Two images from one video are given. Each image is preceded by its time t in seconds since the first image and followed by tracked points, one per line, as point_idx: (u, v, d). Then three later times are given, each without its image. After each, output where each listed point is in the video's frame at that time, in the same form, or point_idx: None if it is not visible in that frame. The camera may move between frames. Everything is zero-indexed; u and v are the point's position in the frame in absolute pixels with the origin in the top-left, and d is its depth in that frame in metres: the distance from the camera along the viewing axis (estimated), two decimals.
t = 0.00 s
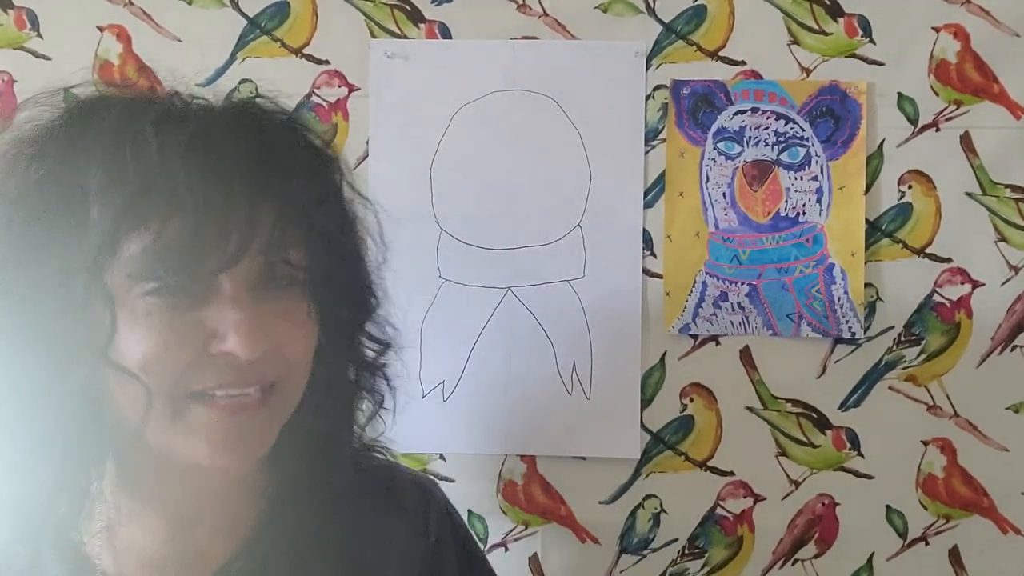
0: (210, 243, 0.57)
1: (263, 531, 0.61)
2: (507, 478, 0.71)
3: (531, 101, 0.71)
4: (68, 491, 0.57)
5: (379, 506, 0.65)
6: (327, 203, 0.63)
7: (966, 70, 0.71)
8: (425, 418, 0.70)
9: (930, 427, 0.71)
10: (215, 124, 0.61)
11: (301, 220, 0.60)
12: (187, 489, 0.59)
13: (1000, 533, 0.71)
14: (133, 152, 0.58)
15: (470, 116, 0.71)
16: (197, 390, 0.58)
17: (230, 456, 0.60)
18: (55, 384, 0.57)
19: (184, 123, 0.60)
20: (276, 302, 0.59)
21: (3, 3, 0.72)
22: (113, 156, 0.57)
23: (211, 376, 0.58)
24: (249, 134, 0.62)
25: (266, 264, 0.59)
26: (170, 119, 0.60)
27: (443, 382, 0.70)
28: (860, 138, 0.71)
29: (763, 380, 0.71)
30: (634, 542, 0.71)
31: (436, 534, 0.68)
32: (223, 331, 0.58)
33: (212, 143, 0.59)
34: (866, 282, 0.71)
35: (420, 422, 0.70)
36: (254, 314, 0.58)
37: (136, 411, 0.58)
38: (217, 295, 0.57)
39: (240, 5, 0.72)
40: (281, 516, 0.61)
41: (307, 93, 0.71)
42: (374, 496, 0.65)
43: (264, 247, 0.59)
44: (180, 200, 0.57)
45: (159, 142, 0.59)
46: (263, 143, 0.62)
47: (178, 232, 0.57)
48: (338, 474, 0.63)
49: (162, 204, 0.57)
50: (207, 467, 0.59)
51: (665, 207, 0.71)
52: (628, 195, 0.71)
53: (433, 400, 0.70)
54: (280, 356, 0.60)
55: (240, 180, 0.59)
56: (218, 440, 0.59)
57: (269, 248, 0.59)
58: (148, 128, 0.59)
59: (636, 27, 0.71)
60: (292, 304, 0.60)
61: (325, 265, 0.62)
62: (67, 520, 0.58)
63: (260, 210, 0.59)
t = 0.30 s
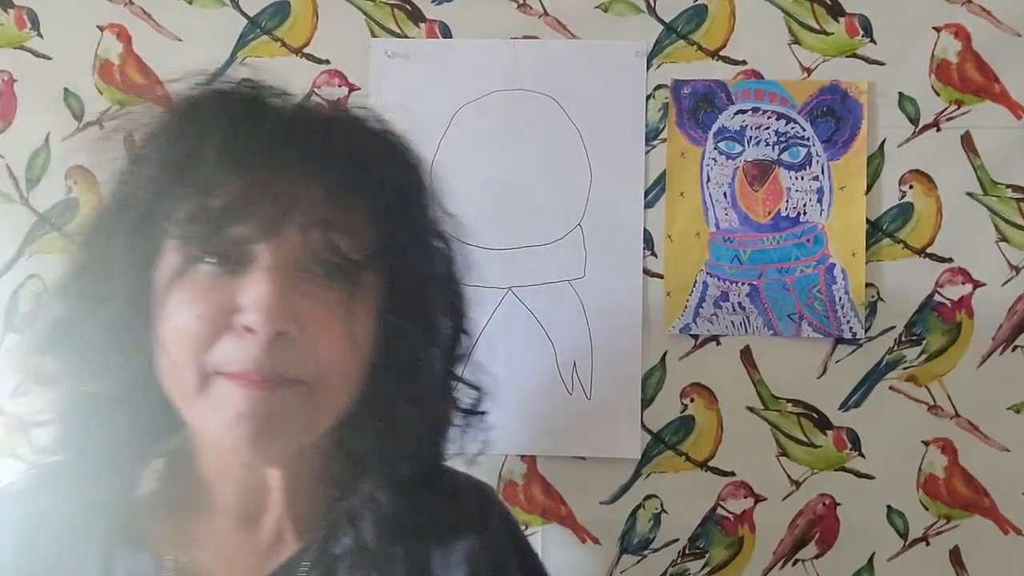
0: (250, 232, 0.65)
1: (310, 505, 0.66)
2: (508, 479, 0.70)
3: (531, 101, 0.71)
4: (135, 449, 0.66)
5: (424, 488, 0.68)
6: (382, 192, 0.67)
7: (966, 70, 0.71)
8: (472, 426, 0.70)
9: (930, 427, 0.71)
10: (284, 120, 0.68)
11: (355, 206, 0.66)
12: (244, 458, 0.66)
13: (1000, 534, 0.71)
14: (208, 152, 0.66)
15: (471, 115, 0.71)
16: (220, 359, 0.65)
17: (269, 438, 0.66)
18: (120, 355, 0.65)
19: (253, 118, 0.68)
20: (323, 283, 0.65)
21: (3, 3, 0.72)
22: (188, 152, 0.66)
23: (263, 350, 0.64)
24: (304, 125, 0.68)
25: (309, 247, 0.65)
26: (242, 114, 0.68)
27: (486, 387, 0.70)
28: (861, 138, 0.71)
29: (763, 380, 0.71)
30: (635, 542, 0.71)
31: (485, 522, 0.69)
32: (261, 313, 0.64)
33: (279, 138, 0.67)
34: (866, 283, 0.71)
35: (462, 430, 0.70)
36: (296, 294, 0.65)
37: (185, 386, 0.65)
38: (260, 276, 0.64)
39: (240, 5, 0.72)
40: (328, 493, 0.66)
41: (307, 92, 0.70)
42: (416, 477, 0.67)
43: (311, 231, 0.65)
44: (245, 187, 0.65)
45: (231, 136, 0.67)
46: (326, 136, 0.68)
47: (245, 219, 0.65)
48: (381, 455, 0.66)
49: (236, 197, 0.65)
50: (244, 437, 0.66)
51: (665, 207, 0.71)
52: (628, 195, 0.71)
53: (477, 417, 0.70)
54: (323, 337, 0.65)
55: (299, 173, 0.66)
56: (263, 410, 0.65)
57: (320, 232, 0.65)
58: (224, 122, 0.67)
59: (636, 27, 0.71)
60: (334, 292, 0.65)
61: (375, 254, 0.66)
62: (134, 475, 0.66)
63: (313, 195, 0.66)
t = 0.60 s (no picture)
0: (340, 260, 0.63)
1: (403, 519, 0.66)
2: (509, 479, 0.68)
3: (530, 100, 0.70)
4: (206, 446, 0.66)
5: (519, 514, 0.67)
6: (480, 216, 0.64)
7: (966, 70, 0.71)
8: (566, 443, 0.69)
9: (930, 427, 0.71)
10: (383, 136, 0.66)
11: (455, 232, 0.63)
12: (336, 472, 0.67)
13: (1000, 534, 0.71)
14: (302, 181, 0.64)
15: (473, 113, 0.70)
16: (311, 392, 0.64)
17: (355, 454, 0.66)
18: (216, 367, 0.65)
19: (350, 137, 0.65)
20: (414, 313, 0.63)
21: (3, 3, 0.72)
22: (278, 175, 0.64)
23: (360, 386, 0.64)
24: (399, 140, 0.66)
25: (400, 281, 0.63)
26: (339, 133, 0.65)
27: (583, 407, 0.69)
28: (860, 138, 0.71)
29: (763, 380, 0.71)
30: (635, 542, 0.71)
31: (573, 542, 0.69)
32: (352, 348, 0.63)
33: (376, 157, 0.64)
34: (866, 282, 0.71)
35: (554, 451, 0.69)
36: (382, 329, 0.63)
37: (279, 412, 0.65)
38: (352, 308, 0.63)
39: (240, 5, 0.72)
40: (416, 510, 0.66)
41: (307, 91, 0.70)
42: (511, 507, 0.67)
43: (400, 262, 0.63)
44: (339, 214, 0.63)
45: (325, 156, 0.64)
46: (426, 153, 0.65)
47: (340, 246, 0.63)
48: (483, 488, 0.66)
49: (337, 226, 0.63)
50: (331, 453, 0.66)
51: (665, 207, 0.71)
52: (627, 196, 0.71)
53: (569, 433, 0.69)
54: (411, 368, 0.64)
55: (392, 197, 0.63)
56: (359, 441, 0.65)
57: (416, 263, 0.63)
58: (317, 141, 0.65)
59: (636, 27, 0.72)
60: (425, 322, 0.64)
61: (473, 282, 0.64)
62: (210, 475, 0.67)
63: (408, 225, 0.63)
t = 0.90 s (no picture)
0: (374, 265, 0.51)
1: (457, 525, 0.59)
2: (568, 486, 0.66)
3: (532, 101, 0.71)
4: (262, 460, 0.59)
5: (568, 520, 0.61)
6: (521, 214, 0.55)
7: (965, 70, 0.71)
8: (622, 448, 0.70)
9: (929, 427, 0.71)
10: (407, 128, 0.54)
11: (496, 237, 0.53)
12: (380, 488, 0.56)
13: (1000, 533, 0.71)
14: (329, 188, 0.53)
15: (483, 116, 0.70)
16: (357, 409, 0.51)
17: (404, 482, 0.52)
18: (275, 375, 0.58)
19: (375, 133, 0.54)
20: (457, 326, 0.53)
21: (4, 4, 0.72)
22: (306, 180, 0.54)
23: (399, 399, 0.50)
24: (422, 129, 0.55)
25: (437, 292, 0.52)
26: (359, 129, 0.55)
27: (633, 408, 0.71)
28: (860, 138, 0.71)
29: (762, 380, 0.72)
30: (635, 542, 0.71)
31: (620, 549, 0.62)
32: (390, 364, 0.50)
33: (400, 151, 0.53)
34: (866, 283, 0.71)
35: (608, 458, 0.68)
36: (419, 338, 0.51)
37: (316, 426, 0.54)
38: (390, 324, 0.50)
39: (240, 5, 0.71)
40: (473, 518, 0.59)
41: (307, 93, 0.71)
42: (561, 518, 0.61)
43: (434, 272, 0.51)
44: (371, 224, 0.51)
45: (346, 160, 0.53)
46: (457, 146, 0.54)
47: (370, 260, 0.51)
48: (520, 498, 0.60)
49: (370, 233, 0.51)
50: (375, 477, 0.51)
51: (665, 207, 0.71)
52: (627, 196, 0.71)
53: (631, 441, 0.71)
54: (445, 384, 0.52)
55: (424, 201, 0.51)
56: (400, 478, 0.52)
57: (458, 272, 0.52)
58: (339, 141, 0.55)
59: (636, 27, 0.71)
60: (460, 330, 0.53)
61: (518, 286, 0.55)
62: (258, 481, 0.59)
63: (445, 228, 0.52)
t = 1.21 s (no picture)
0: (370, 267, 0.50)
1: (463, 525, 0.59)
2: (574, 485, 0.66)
3: (531, 101, 0.71)
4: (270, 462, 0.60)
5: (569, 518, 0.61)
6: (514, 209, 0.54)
7: (965, 70, 0.71)
8: (627, 443, 0.70)
9: (929, 427, 0.71)
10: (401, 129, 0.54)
11: (493, 231, 0.52)
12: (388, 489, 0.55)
13: (1000, 534, 0.71)
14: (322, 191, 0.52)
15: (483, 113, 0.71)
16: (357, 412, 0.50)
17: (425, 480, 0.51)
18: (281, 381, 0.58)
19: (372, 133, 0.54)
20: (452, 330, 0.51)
21: (3, 3, 0.72)
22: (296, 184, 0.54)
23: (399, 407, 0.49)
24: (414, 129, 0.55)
25: (435, 289, 0.50)
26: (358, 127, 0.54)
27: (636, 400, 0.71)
28: (860, 138, 0.71)
29: (762, 380, 0.72)
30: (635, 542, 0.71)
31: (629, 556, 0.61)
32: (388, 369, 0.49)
33: (400, 147, 0.53)
34: (866, 283, 0.71)
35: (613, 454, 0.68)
36: (421, 341, 0.50)
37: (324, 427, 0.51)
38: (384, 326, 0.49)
39: (240, 5, 0.71)
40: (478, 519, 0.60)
41: (307, 93, 0.71)
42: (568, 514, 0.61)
43: (431, 271, 0.50)
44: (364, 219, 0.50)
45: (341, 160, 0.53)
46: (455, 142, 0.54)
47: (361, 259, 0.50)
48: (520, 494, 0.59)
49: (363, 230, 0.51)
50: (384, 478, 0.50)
51: (665, 208, 0.71)
52: (626, 196, 0.71)
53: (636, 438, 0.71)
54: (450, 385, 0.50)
55: (420, 198, 0.51)
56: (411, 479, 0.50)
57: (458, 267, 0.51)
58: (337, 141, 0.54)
59: (636, 28, 0.71)
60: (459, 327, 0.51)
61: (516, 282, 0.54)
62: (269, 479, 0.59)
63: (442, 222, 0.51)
